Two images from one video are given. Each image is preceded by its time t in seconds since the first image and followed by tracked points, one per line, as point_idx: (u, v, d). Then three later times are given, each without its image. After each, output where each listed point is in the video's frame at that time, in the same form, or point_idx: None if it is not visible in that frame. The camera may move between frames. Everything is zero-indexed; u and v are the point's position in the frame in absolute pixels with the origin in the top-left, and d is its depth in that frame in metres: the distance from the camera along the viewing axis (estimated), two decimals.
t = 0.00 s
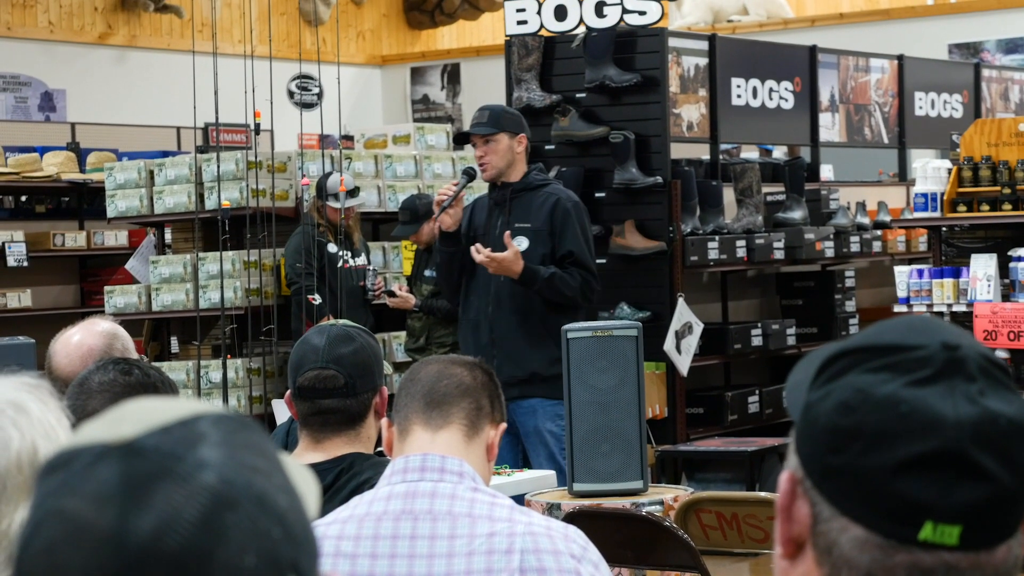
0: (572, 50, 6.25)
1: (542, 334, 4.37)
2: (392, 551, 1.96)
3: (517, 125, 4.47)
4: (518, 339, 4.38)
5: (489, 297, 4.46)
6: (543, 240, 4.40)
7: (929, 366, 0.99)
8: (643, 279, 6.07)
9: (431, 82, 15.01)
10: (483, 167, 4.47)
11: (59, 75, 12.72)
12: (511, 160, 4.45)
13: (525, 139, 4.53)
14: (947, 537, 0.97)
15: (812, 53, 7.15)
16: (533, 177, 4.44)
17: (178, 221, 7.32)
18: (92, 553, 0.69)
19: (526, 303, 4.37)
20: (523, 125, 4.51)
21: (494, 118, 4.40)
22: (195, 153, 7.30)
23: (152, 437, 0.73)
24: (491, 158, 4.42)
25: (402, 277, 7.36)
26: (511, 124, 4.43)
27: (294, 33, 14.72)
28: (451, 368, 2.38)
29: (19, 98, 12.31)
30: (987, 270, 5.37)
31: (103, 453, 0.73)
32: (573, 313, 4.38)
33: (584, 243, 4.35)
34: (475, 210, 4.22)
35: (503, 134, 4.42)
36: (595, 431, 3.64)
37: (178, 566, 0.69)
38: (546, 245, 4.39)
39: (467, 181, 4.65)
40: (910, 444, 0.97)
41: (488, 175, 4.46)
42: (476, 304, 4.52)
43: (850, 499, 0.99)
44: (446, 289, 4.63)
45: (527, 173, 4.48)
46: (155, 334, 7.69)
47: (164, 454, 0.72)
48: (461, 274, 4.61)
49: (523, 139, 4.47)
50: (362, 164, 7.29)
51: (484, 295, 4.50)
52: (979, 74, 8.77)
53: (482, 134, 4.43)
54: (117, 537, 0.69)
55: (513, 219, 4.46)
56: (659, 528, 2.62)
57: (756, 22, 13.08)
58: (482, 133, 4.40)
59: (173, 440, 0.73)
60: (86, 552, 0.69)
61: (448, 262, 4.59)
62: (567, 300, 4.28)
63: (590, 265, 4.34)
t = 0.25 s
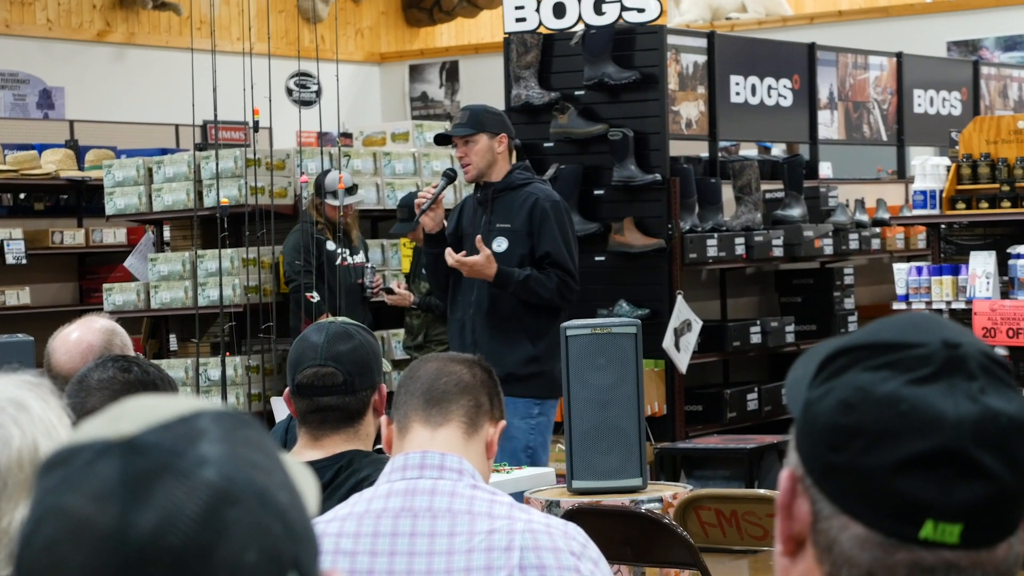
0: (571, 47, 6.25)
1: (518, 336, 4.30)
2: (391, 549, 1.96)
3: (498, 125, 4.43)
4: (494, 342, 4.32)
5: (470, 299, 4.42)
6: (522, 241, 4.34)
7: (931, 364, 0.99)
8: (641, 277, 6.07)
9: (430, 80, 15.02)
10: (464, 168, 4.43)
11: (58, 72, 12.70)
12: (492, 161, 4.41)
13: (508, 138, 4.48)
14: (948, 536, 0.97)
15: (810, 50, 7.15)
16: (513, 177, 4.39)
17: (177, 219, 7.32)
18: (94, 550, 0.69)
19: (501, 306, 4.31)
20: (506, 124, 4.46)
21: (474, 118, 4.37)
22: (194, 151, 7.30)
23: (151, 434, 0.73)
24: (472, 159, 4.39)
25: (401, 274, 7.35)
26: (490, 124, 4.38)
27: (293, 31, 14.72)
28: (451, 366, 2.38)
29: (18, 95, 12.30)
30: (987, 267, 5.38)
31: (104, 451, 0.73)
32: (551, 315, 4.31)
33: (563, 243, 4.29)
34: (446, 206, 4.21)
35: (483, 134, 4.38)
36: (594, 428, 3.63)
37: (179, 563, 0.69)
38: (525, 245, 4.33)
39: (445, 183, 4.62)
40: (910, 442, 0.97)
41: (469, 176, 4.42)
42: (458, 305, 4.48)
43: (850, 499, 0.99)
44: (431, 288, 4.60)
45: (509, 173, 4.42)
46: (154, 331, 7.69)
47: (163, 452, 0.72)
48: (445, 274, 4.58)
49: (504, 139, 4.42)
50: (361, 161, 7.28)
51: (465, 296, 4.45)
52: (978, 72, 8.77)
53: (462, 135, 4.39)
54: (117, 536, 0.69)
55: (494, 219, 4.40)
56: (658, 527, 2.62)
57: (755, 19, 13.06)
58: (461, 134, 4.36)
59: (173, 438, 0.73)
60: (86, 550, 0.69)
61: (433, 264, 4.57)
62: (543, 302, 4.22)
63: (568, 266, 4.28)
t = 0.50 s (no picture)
0: (573, 42, 6.24)
1: (498, 333, 4.26)
2: (393, 543, 1.96)
3: (483, 123, 4.38)
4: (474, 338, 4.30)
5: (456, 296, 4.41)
6: (504, 240, 4.33)
7: (932, 357, 0.99)
8: (643, 273, 6.07)
9: (432, 75, 15.01)
10: (450, 167, 4.41)
11: (58, 68, 12.70)
12: (476, 160, 4.38)
13: (495, 135, 4.43)
14: (951, 528, 0.97)
15: (812, 45, 7.14)
16: (497, 175, 4.37)
17: (179, 214, 7.33)
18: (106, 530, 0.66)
19: (480, 303, 4.28)
20: (492, 122, 4.42)
21: (457, 118, 4.34)
22: (195, 146, 7.30)
23: (169, 419, 0.71)
24: (456, 159, 4.36)
25: (402, 270, 7.35)
26: (473, 123, 4.35)
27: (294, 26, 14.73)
28: (452, 361, 2.38)
29: (19, 91, 12.30)
30: (988, 262, 5.39)
31: (119, 435, 0.70)
32: (531, 314, 4.27)
33: (543, 242, 4.26)
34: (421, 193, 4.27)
35: (465, 134, 4.35)
36: (596, 424, 3.63)
37: (195, 542, 0.65)
38: (507, 244, 4.32)
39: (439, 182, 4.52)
40: (913, 435, 0.96)
41: (454, 175, 4.40)
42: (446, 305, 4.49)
43: (851, 492, 0.99)
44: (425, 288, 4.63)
45: (495, 171, 4.40)
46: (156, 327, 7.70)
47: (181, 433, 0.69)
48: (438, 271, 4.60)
49: (488, 138, 4.38)
50: (363, 156, 7.27)
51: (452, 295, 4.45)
52: (980, 67, 8.76)
53: (446, 135, 4.37)
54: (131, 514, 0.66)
55: (479, 218, 4.39)
56: (659, 520, 2.61)
57: (756, 14, 12.96)
58: (444, 134, 4.34)
59: (191, 421, 0.70)
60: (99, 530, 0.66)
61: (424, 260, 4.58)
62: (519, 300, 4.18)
63: (548, 264, 4.24)
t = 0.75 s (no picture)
0: (574, 41, 6.24)
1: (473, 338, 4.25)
2: (395, 543, 1.97)
3: (462, 128, 4.36)
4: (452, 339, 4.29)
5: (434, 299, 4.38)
6: (477, 244, 4.28)
7: (931, 356, 0.99)
8: (644, 271, 6.07)
9: (432, 74, 15.08)
10: (431, 171, 4.42)
11: (59, 67, 12.68)
12: (455, 165, 4.37)
13: (476, 139, 4.40)
14: (951, 527, 0.97)
15: (812, 44, 7.13)
16: (478, 179, 4.33)
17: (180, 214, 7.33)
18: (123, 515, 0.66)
19: (456, 309, 4.28)
20: (473, 125, 4.39)
21: (436, 123, 4.34)
22: (195, 145, 7.29)
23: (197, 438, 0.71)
24: (435, 163, 4.37)
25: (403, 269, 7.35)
26: (452, 126, 4.33)
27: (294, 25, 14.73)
28: (454, 361, 2.39)
29: (20, 91, 12.29)
30: (990, 261, 5.38)
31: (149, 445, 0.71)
32: (504, 319, 4.26)
33: (515, 247, 4.21)
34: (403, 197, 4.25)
35: (444, 139, 4.35)
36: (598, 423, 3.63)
37: (216, 524, 0.65)
38: (480, 248, 4.27)
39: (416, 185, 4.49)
40: (913, 433, 0.96)
41: (435, 179, 4.40)
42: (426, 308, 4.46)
43: (852, 491, 0.98)
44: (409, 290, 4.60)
45: (476, 174, 4.37)
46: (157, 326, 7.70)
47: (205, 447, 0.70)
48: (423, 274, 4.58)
49: (467, 142, 4.36)
50: (363, 156, 7.27)
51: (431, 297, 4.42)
52: (980, 65, 8.74)
53: (425, 138, 4.38)
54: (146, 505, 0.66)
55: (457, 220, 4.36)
56: (660, 518, 2.61)
57: (757, 13, 13.00)
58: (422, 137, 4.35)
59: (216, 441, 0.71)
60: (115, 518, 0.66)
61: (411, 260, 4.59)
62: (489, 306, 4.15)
63: (518, 270, 4.19)
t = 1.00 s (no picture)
0: (575, 47, 6.25)
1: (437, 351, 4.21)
2: (396, 551, 1.96)
3: (433, 137, 4.28)
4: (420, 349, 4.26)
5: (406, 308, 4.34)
6: (443, 255, 4.20)
7: (930, 363, 0.96)
8: (646, 277, 6.08)
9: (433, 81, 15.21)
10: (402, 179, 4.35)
11: (62, 74, 12.72)
12: (425, 174, 4.29)
13: (447, 148, 4.31)
14: (952, 534, 0.94)
15: (814, 50, 7.13)
16: (446, 189, 4.25)
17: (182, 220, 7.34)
18: None
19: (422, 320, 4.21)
20: (445, 134, 4.31)
21: (407, 131, 4.27)
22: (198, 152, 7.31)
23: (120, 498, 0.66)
24: (405, 172, 4.30)
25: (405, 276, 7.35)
26: (423, 135, 4.26)
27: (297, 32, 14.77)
28: (455, 368, 2.38)
29: (23, 98, 12.32)
30: (992, 266, 5.38)
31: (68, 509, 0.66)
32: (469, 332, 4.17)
33: (477, 261, 4.12)
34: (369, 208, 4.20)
35: (415, 147, 4.28)
36: (599, 429, 3.64)
37: None
38: (444, 259, 4.19)
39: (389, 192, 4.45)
40: (913, 439, 0.94)
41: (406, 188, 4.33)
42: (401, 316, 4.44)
43: (853, 498, 0.96)
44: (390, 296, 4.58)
45: (446, 183, 4.29)
46: (159, 333, 7.72)
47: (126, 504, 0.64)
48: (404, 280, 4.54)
49: (437, 152, 4.28)
50: (365, 162, 7.27)
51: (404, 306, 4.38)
52: (982, 71, 8.73)
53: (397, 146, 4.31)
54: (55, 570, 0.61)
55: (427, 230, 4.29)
56: (663, 527, 2.62)
57: (759, 19, 13.01)
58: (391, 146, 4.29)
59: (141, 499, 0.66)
60: None
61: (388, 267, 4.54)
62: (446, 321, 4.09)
63: (477, 285, 4.10)
